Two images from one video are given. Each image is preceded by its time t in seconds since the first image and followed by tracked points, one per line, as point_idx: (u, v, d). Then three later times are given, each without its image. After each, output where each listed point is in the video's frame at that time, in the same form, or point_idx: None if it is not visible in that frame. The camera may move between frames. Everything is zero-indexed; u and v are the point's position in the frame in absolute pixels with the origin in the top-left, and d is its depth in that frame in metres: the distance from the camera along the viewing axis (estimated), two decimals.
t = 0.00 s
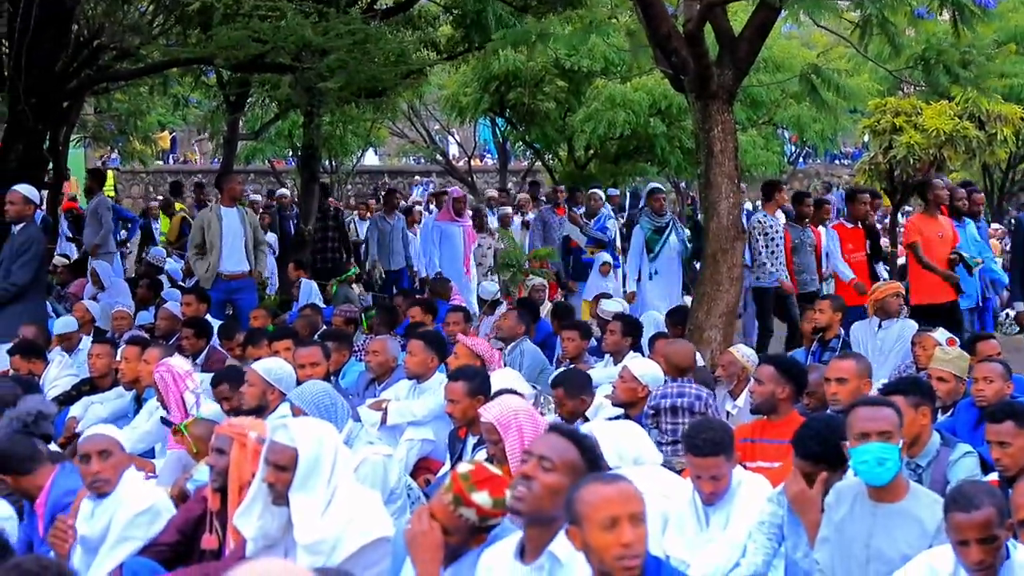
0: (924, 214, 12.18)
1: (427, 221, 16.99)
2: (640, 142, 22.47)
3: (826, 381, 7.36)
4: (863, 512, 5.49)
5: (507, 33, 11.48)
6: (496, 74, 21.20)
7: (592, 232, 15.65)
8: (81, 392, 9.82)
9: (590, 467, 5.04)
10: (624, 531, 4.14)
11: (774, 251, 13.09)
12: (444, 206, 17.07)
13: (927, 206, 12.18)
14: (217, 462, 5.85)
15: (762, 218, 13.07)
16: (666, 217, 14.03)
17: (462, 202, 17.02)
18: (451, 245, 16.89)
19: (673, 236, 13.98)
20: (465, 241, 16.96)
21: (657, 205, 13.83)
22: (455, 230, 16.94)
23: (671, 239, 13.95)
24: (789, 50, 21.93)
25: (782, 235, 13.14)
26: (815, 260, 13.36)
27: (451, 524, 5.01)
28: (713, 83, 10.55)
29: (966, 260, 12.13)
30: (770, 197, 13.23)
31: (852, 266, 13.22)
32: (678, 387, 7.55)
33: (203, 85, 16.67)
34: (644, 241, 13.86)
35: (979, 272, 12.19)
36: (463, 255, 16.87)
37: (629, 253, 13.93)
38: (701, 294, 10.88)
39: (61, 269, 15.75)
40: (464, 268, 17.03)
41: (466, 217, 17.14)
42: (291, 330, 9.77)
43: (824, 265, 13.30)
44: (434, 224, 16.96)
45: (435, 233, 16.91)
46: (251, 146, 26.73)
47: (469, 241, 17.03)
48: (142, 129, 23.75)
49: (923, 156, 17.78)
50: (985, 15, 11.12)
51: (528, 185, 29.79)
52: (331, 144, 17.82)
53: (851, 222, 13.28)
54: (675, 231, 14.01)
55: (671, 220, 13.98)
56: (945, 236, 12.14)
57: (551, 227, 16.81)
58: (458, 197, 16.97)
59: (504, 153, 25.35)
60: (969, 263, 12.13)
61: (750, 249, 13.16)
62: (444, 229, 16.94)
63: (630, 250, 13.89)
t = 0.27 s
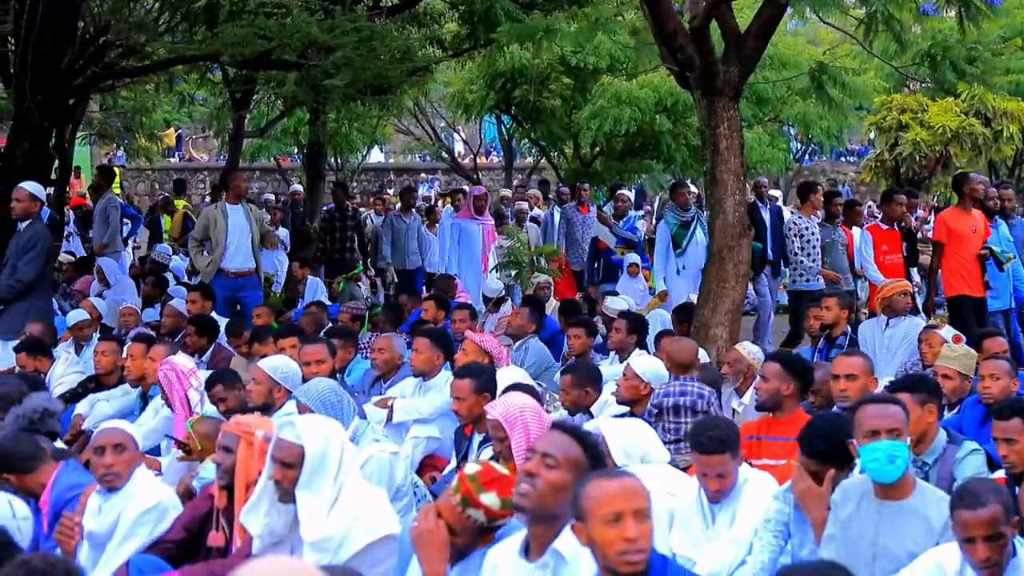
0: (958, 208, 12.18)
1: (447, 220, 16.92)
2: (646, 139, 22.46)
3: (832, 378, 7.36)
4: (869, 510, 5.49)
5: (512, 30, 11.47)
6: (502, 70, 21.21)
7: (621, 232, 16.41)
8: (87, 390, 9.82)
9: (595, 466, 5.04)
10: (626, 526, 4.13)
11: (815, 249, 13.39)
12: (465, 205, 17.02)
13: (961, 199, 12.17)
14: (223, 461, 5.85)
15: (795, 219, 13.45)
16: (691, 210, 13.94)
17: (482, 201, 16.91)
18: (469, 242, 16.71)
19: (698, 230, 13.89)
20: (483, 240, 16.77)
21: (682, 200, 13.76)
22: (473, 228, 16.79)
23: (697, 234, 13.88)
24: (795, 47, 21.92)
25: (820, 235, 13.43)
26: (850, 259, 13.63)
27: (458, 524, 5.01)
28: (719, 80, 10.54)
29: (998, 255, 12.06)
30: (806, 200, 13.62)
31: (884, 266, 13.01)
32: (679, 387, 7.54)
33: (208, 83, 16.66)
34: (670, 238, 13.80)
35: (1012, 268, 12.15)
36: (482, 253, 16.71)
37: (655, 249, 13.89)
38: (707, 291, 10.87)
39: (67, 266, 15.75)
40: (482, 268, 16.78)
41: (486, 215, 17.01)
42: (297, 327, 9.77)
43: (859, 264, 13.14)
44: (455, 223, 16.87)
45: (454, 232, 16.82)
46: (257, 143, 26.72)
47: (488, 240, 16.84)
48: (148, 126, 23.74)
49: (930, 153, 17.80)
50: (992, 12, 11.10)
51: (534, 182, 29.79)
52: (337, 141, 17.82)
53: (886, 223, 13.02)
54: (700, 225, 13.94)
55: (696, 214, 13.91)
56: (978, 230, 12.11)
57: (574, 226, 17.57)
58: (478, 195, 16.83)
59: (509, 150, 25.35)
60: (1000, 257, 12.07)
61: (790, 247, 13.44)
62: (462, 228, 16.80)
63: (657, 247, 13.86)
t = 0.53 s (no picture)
0: (983, 210, 12.18)
1: (460, 217, 16.96)
2: (650, 137, 22.45)
3: (836, 375, 7.36)
4: (873, 508, 5.48)
5: (516, 27, 11.46)
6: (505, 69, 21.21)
7: (643, 228, 15.71)
8: (91, 387, 9.81)
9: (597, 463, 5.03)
10: (626, 524, 4.14)
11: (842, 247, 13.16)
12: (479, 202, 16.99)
13: (986, 201, 12.16)
14: (228, 458, 5.85)
15: (826, 215, 13.22)
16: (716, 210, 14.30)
17: (497, 198, 16.89)
18: (484, 238, 16.77)
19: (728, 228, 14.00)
20: (499, 236, 16.82)
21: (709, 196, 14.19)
22: (489, 225, 16.82)
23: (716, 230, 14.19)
24: (798, 45, 21.91)
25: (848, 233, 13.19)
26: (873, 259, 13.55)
27: (463, 524, 5.01)
28: (722, 78, 10.53)
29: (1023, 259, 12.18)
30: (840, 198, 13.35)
31: (916, 263, 12.53)
32: (683, 379, 7.57)
33: (212, 81, 16.66)
34: (698, 239, 14.63)
35: None
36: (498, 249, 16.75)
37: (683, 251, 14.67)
38: (710, 289, 10.86)
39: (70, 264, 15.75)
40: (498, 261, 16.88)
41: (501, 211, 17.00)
42: (300, 325, 9.78)
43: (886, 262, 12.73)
44: (469, 220, 16.89)
45: (470, 229, 16.87)
46: (260, 141, 26.72)
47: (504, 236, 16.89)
48: (152, 124, 23.75)
49: (933, 151, 17.87)
50: (996, 10, 11.09)
51: (537, 180, 29.79)
52: (340, 140, 17.81)
53: (916, 218, 12.63)
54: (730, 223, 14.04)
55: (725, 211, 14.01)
56: (1003, 233, 12.13)
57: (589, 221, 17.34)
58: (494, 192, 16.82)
59: (512, 148, 25.35)
60: None
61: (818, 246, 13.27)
62: (478, 225, 16.85)
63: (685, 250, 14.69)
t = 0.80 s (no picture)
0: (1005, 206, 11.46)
1: (474, 218, 16.94)
2: (652, 135, 22.43)
3: (837, 373, 7.36)
4: (875, 505, 5.46)
5: (517, 26, 11.45)
6: (507, 67, 21.21)
7: (660, 230, 15.74)
8: (92, 385, 9.82)
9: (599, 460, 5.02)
10: (626, 523, 4.14)
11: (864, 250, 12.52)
12: (492, 203, 16.95)
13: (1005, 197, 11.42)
14: (230, 456, 5.85)
15: (848, 215, 12.51)
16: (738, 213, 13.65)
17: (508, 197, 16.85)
18: (496, 237, 16.78)
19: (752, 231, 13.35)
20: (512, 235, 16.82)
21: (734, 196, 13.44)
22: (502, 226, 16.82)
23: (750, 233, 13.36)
24: (800, 42, 21.89)
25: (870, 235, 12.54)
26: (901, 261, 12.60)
27: (465, 522, 5.02)
28: (724, 75, 10.51)
29: None
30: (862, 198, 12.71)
31: (941, 266, 11.99)
32: (693, 372, 7.67)
33: (213, 78, 16.66)
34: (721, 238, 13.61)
35: None
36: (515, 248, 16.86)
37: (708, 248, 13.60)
38: (712, 287, 10.86)
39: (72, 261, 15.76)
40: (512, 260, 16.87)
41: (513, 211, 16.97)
42: (302, 322, 9.78)
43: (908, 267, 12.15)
44: (482, 221, 16.89)
45: (483, 231, 16.89)
46: (261, 139, 26.71)
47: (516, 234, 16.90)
48: (153, 122, 23.74)
49: (935, 148, 17.83)
50: (997, 7, 11.07)
51: (539, 178, 29.79)
52: (341, 137, 17.81)
53: (940, 220, 12.06)
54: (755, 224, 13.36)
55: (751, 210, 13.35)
56: None
57: (600, 222, 17.51)
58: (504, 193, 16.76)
59: (514, 146, 25.34)
60: None
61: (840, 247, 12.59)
62: (490, 226, 16.83)
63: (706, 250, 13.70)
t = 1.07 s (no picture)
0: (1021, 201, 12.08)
1: (487, 212, 17.00)
2: (651, 133, 22.44)
3: (836, 371, 7.37)
4: (875, 503, 5.46)
5: (517, 25, 11.43)
6: (507, 65, 21.22)
7: (676, 225, 15.74)
8: (92, 382, 9.83)
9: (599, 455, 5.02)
10: (597, 538, 4.23)
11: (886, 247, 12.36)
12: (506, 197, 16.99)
13: None
14: (230, 454, 5.85)
15: (871, 215, 12.40)
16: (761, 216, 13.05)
17: (523, 193, 16.96)
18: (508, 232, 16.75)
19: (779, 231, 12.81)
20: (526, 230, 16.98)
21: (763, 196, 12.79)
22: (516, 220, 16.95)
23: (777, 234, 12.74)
24: (799, 41, 21.90)
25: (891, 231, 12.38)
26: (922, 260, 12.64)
27: (464, 518, 5.03)
28: (724, 74, 10.52)
29: None
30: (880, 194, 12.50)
31: (967, 259, 12.52)
32: (699, 371, 7.74)
33: (213, 77, 16.65)
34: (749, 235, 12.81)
35: None
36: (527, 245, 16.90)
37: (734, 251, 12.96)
38: (712, 285, 10.86)
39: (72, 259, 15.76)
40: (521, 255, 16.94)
41: (527, 208, 17.07)
42: (302, 320, 9.78)
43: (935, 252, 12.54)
44: (496, 215, 16.96)
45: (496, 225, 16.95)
46: (261, 137, 26.70)
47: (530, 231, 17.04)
48: (153, 119, 23.73)
49: (935, 147, 17.84)
50: (997, 6, 11.07)
51: (538, 177, 29.81)
52: (341, 135, 17.80)
53: (967, 213, 12.51)
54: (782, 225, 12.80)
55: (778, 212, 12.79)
56: None
57: (612, 217, 17.54)
58: (519, 189, 16.89)
59: (513, 144, 25.34)
60: None
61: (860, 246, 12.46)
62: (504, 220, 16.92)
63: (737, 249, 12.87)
